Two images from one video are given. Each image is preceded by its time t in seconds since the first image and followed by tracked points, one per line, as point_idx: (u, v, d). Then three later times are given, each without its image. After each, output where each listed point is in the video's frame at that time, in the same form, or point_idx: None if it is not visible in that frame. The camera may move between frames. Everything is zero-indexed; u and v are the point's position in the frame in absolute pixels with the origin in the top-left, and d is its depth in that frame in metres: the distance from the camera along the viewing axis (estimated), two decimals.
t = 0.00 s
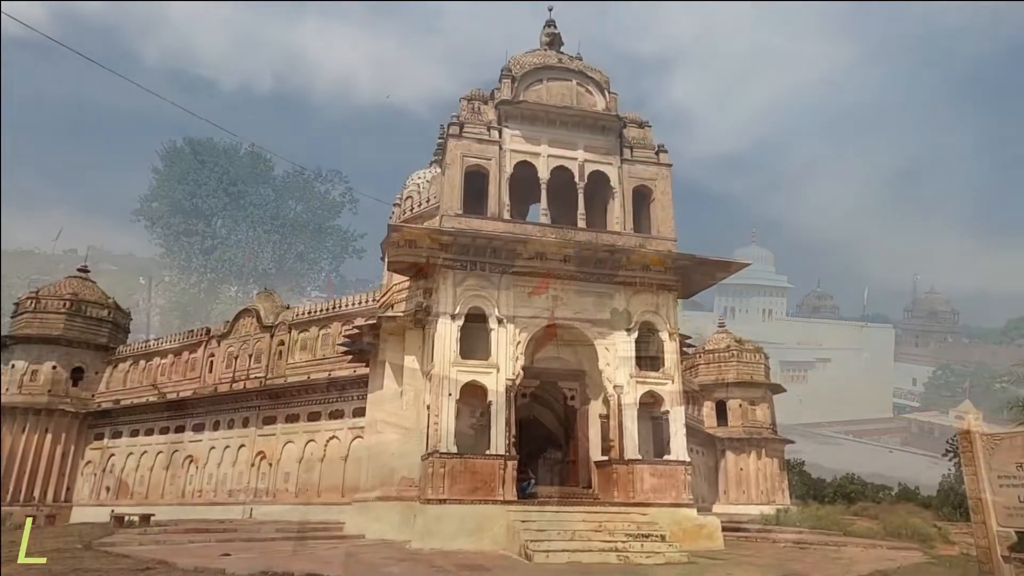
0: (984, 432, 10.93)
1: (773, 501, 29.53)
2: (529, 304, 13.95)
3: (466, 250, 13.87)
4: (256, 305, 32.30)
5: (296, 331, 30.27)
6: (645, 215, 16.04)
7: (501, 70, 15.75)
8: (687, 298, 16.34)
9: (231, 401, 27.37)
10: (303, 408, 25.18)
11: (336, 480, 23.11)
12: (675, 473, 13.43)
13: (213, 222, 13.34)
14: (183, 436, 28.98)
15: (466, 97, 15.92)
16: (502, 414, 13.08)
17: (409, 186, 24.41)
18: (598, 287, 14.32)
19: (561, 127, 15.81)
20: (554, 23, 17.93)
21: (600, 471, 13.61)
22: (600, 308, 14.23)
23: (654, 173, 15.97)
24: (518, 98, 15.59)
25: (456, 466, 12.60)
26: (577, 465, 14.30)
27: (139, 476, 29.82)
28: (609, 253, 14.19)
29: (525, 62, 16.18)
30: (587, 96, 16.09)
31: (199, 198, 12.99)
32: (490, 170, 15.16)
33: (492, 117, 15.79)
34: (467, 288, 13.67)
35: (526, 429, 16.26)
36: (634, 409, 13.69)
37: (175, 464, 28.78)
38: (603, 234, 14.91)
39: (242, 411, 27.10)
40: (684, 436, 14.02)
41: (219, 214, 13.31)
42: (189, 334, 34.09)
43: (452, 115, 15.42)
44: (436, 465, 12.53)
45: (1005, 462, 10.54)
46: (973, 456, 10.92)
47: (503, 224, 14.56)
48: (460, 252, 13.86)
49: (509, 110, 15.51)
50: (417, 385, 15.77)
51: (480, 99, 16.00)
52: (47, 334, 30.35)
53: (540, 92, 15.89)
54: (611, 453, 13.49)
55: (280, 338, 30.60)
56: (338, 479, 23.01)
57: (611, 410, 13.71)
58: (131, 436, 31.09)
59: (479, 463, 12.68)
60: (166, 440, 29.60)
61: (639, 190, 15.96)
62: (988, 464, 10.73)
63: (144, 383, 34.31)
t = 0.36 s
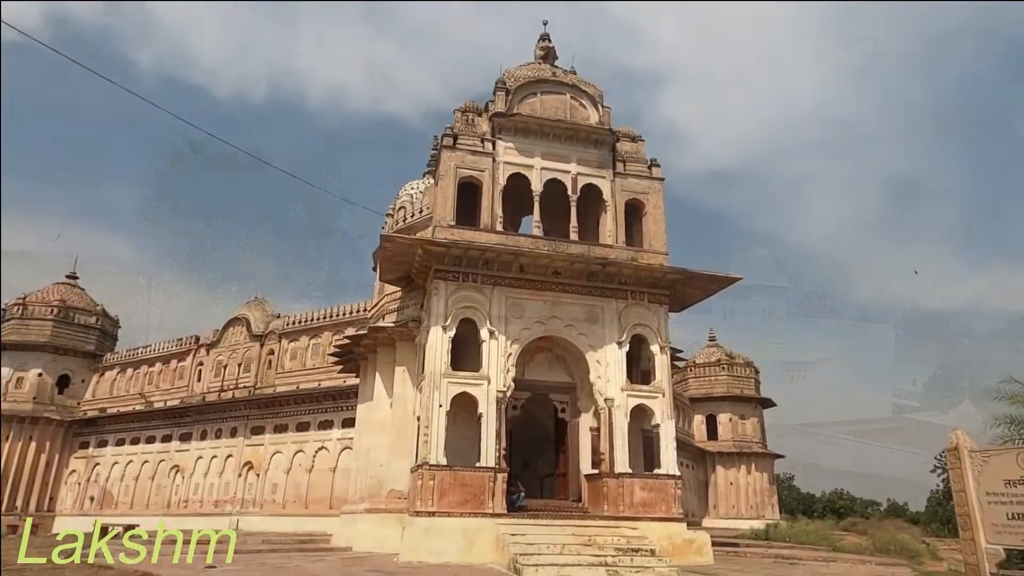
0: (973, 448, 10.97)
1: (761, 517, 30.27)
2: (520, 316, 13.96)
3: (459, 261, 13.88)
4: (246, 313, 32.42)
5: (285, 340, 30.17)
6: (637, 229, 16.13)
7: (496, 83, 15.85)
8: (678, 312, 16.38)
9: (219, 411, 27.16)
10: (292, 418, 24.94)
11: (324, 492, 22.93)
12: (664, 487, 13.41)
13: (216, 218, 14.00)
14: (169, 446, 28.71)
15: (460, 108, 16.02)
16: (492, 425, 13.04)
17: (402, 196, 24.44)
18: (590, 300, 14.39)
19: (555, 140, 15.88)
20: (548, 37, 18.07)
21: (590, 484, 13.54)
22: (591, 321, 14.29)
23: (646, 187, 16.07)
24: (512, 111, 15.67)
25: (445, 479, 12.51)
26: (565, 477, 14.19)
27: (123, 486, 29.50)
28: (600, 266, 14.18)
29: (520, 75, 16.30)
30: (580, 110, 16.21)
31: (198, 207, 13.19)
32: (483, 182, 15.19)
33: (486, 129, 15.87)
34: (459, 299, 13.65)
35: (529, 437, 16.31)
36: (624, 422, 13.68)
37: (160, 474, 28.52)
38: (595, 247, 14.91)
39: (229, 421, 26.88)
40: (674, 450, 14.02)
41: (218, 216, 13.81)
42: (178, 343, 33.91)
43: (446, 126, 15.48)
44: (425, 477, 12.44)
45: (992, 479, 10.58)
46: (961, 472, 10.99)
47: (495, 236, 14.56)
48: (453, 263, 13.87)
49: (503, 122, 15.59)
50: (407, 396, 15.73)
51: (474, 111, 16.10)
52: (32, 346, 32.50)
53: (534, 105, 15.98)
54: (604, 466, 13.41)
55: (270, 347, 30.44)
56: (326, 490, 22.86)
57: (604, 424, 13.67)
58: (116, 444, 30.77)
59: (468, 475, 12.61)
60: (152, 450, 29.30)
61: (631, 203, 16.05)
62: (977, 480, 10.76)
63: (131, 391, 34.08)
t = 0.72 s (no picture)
0: (972, 473, 10.99)
1: (760, 541, 30.02)
2: (518, 336, 13.96)
3: (457, 281, 13.90)
4: (242, 331, 32.43)
5: (282, 359, 30.11)
6: (635, 250, 16.19)
7: (495, 105, 16.00)
8: (676, 333, 16.39)
9: (214, 429, 27.00)
10: (287, 437, 24.80)
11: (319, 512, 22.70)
12: (662, 510, 13.32)
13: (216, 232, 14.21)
14: (163, 464, 28.49)
15: (460, 129, 16.15)
16: (489, 446, 12.97)
17: (401, 216, 24.52)
18: (588, 321, 14.40)
19: (553, 161, 15.98)
20: (548, 60, 18.26)
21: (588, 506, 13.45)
22: (589, 342, 14.29)
23: (645, 209, 16.15)
24: (511, 132, 15.78)
25: (441, 500, 12.42)
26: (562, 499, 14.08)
27: (115, 506, 29.17)
28: (598, 287, 14.20)
29: (519, 98, 16.45)
30: (579, 132, 16.35)
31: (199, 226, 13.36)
32: (482, 202, 15.25)
33: (485, 150, 15.99)
34: (457, 319, 13.65)
35: (530, 460, 16.17)
36: (622, 445, 13.61)
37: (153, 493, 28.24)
38: (593, 268, 14.95)
39: (224, 440, 26.72)
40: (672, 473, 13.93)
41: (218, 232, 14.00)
42: (174, 360, 33.80)
43: (446, 147, 15.58)
44: (421, 498, 12.36)
45: (991, 505, 10.53)
46: (960, 497, 10.98)
47: (494, 256, 14.59)
48: (451, 283, 13.89)
49: (502, 144, 15.70)
50: (403, 416, 15.66)
51: (474, 132, 16.23)
52: (30, 363, 32.28)
53: (533, 127, 16.11)
54: (602, 488, 13.31)
55: (266, 366, 30.33)
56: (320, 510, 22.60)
57: (602, 446, 13.58)
58: (109, 463, 30.50)
59: (464, 496, 12.53)
60: (145, 469, 29.09)
61: (628, 225, 16.12)
62: (977, 506, 10.74)
63: (125, 409, 33.85)
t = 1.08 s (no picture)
0: (977, 492, 10.91)
1: (764, 560, 29.66)
2: (519, 353, 13.93)
3: (459, 297, 13.90)
4: (243, 348, 32.43)
5: (282, 376, 30.01)
6: (636, 267, 16.17)
7: (497, 122, 16.08)
8: (678, 349, 16.35)
9: (215, 446, 26.89)
10: (288, 454, 24.70)
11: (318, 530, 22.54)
12: (665, 529, 13.23)
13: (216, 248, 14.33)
14: (162, 481, 28.34)
15: (462, 147, 16.23)
16: (490, 464, 12.90)
17: (402, 232, 24.59)
18: (589, 337, 14.38)
19: (554, 178, 16.04)
20: (548, 77, 18.38)
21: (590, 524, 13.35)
22: (590, 358, 14.25)
23: (646, 225, 16.18)
24: (513, 150, 15.85)
25: (442, 518, 12.34)
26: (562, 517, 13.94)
27: (114, 523, 28.95)
28: (600, 304, 14.18)
29: (521, 115, 16.54)
30: (580, 149, 16.42)
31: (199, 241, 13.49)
32: (483, 219, 15.27)
33: (487, 167, 16.05)
34: (458, 335, 13.63)
35: (531, 477, 16.10)
36: (624, 462, 13.54)
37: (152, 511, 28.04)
38: (594, 284, 14.94)
39: (224, 457, 26.63)
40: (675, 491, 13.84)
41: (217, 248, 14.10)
42: (175, 377, 33.72)
43: (447, 164, 15.64)
44: (422, 516, 12.28)
45: (998, 524, 10.45)
46: (966, 516, 10.90)
47: (495, 273, 14.60)
48: (453, 299, 13.89)
49: (504, 161, 15.76)
50: (404, 433, 15.60)
51: (475, 149, 16.31)
52: (30, 380, 32.52)
53: (535, 144, 16.19)
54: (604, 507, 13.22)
55: (267, 382, 30.26)
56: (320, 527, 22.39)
57: (604, 464, 13.53)
58: (109, 480, 30.35)
59: (466, 514, 12.44)
60: (144, 486, 28.93)
61: (630, 241, 16.13)
62: (983, 525, 10.67)
63: (125, 425, 33.71)
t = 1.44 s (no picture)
0: (991, 509, 10.77)
1: None
2: (526, 369, 13.88)
3: (465, 313, 13.88)
4: (250, 364, 32.45)
5: (289, 392, 29.98)
6: (643, 282, 16.14)
7: (502, 139, 16.14)
8: (685, 365, 16.27)
9: (221, 463, 26.82)
10: (294, 471, 24.64)
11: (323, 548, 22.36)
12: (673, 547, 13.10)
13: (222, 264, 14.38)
14: (168, 499, 28.26)
15: (467, 163, 16.28)
16: (497, 480, 12.82)
17: (408, 248, 24.63)
18: (595, 352, 14.32)
19: (560, 194, 16.06)
20: (553, 94, 18.48)
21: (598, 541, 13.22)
22: (597, 374, 14.19)
23: (651, 240, 16.16)
24: (518, 166, 15.91)
25: (447, 535, 12.24)
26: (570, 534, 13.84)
27: (120, 541, 28.84)
28: (607, 320, 14.14)
29: (526, 131, 16.61)
30: (585, 165, 16.46)
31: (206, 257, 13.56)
32: (489, 235, 15.30)
33: (493, 183, 16.10)
34: (464, 351, 13.61)
35: (538, 494, 16.00)
36: (631, 478, 13.42)
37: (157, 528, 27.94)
38: (601, 299, 14.91)
39: (230, 474, 26.57)
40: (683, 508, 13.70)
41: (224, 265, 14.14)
42: (181, 393, 33.72)
43: (453, 181, 15.69)
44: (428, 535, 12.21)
45: (1013, 541, 10.40)
46: (979, 534, 10.75)
47: (501, 289, 14.59)
48: (459, 315, 13.88)
49: (510, 177, 15.80)
50: (411, 449, 15.54)
51: (481, 166, 16.36)
52: (38, 397, 32.57)
53: (540, 160, 16.24)
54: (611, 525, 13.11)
55: (274, 399, 30.23)
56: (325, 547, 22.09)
57: (612, 481, 13.41)
58: (115, 497, 30.30)
59: (473, 532, 12.33)
60: (150, 503, 28.84)
61: (636, 256, 16.12)
62: (997, 543, 10.53)
63: (132, 442, 33.67)
